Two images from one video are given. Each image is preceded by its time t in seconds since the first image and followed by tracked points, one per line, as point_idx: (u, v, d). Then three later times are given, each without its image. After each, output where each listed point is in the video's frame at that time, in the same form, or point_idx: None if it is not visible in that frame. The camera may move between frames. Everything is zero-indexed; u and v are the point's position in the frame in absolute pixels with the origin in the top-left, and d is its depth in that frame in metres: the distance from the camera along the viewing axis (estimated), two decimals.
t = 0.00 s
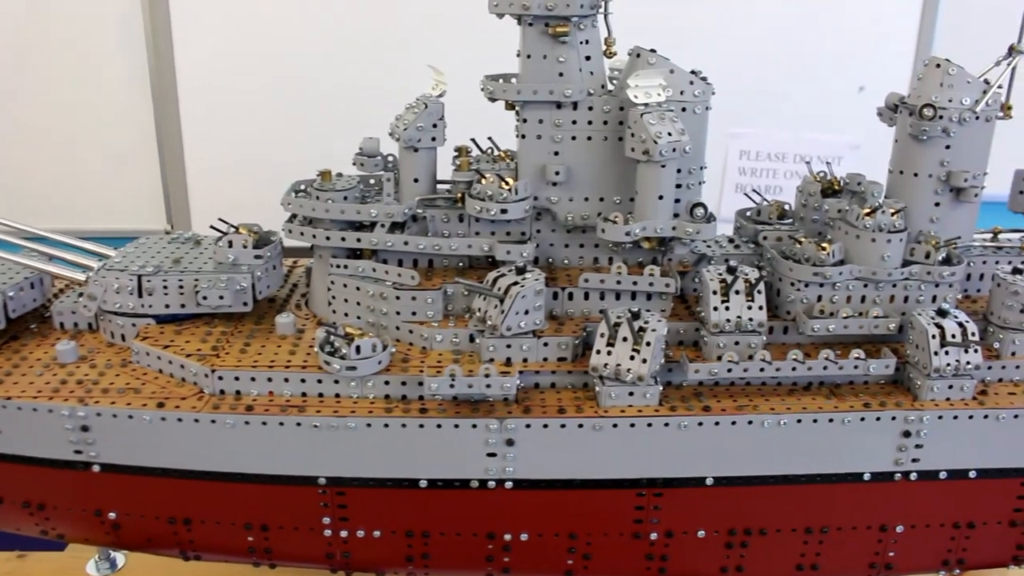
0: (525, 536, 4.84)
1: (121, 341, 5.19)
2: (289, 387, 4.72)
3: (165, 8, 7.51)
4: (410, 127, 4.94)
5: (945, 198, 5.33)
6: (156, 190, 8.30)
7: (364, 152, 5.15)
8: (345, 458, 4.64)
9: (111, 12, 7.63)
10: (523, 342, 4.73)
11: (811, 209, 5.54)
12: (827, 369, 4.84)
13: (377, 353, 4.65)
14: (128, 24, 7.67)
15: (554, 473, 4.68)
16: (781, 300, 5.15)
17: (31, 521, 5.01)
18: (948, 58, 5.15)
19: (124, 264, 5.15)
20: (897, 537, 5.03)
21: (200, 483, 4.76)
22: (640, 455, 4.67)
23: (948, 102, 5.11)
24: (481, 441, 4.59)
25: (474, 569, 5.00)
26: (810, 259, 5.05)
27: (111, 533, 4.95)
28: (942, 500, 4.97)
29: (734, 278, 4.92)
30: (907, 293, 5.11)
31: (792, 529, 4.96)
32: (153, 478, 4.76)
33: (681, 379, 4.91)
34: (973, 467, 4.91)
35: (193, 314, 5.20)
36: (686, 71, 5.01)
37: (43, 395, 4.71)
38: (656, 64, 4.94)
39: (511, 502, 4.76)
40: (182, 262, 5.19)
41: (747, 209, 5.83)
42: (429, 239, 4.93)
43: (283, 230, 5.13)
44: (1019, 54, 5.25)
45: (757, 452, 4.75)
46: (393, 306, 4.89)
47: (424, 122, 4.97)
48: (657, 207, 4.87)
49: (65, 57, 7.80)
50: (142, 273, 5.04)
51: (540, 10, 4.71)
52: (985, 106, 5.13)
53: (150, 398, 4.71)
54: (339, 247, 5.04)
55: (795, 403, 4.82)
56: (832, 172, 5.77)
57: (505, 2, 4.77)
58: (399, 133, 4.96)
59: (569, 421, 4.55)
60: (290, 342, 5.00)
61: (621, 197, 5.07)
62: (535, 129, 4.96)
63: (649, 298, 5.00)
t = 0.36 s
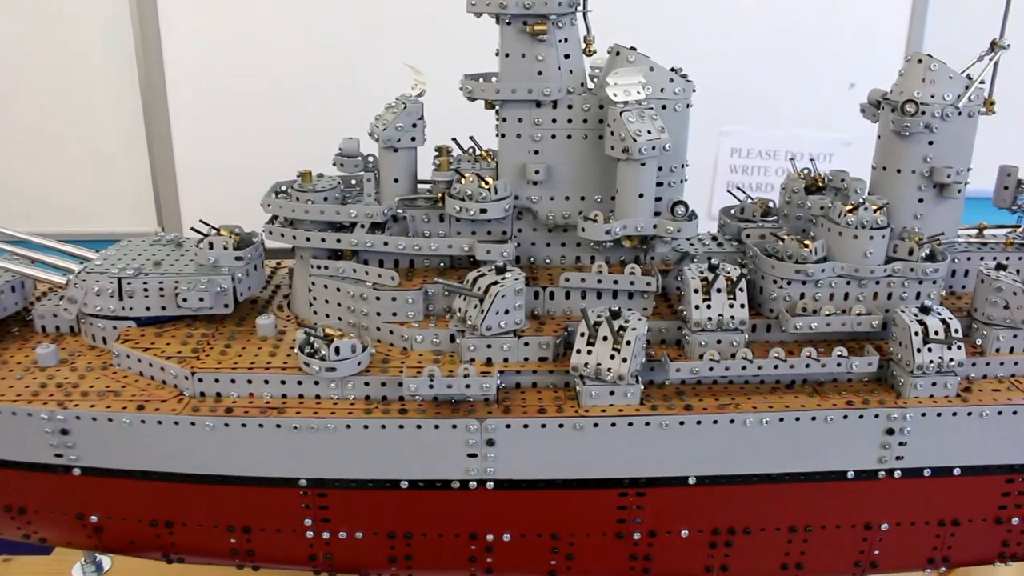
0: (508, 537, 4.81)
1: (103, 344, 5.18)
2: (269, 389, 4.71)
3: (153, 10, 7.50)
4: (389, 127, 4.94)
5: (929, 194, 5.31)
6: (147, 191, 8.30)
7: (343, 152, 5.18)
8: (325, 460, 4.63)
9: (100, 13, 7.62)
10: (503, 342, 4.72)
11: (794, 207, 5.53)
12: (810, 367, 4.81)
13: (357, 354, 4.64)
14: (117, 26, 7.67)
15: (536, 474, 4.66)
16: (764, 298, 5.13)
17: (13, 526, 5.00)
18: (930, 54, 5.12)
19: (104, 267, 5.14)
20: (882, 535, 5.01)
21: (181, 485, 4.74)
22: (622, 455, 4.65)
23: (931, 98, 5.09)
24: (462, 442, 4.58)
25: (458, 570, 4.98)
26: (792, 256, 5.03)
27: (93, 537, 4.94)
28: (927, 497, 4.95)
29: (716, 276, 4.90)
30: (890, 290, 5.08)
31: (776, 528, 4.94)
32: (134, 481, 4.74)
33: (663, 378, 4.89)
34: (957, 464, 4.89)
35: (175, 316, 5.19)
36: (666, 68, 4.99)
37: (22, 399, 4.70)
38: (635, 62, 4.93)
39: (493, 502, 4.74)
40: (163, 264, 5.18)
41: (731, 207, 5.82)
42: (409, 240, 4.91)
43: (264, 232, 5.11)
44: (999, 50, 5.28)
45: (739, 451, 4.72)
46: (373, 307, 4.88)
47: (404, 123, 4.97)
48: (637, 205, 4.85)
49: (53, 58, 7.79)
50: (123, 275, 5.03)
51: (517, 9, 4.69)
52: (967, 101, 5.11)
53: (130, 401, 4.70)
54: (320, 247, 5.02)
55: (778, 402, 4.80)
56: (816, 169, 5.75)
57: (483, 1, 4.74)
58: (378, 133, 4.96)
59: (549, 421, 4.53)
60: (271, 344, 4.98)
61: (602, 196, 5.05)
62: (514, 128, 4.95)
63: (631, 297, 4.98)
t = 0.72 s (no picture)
0: (496, 539, 4.81)
1: (93, 345, 5.19)
2: (257, 391, 4.71)
3: (150, 10, 7.49)
4: (378, 129, 4.93)
5: (920, 197, 5.30)
6: (144, 193, 8.32)
7: (333, 154, 5.14)
8: (312, 462, 4.63)
9: (97, 12, 7.62)
10: (492, 344, 4.71)
11: (786, 209, 5.51)
12: (799, 370, 4.80)
13: (345, 356, 4.64)
14: (115, 27, 7.68)
15: (524, 476, 4.66)
16: (754, 301, 5.12)
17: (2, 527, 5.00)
18: (921, 56, 5.12)
19: (94, 268, 5.15)
20: (872, 538, 5.00)
21: (169, 487, 4.75)
22: (610, 457, 4.64)
23: (922, 100, 5.08)
24: (449, 445, 4.58)
25: (446, 572, 4.97)
26: (782, 259, 5.02)
27: (82, 538, 4.95)
28: (917, 500, 4.94)
29: (705, 279, 4.89)
30: (881, 293, 5.07)
31: (765, 531, 4.93)
32: (122, 482, 4.75)
33: (652, 380, 4.89)
34: (947, 468, 4.88)
35: (164, 317, 5.20)
36: (656, 71, 4.99)
37: (10, 400, 4.70)
38: (625, 64, 4.93)
39: (481, 505, 4.74)
40: (153, 266, 5.19)
41: (722, 209, 5.82)
42: (398, 242, 4.92)
43: (254, 233, 5.12)
44: (990, 52, 5.29)
45: (727, 454, 4.71)
46: (362, 309, 4.88)
47: (393, 125, 4.97)
48: (626, 208, 4.84)
49: (51, 58, 7.81)
50: (112, 277, 5.03)
51: (506, 11, 4.69)
52: (958, 104, 5.10)
53: (118, 402, 4.70)
54: (309, 249, 5.03)
55: (767, 405, 4.79)
56: (808, 172, 5.75)
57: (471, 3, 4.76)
58: (368, 135, 4.95)
59: (536, 423, 4.53)
60: (260, 346, 4.99)
61: (591, 198, 5.04)
62: (503, 131, 4.94)
63: (620, 299, 4.97)
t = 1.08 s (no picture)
0: (478, 541, 4.79)
1: (75, 345, 5.17)
2: (239, 392, 4.70)
3: (142, 11, 7.47)
4: (361, 129, 4.92)
5: (905, 199, 5.28)
6: (136, 193, 8.30)
7: (316, 154, 5.13)
8: (293, 462, 4.61)
9: (89, 12, 7.60)
10: (474, 345, 4.70)
11: (771, 210, 5.49)
12: (782, 372, 4.78)
13: (326, 357, 4.62)
14: (105, 27, 7.66)
15: (505, 478, 4.64)
16: (738, 302, 5.10)
17: None
18: (907, 58, 5.10)
19: (77, 268, 5.13)
20: (856, 540, 4.98)
21: (150, 487, 4.72)
22: (592, 459, 4.62)
23: (907, 101, 5.07)
24: (430, 446, 4.56)
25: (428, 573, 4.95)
26: (767, 260, 5.00)
27: (62, 539, 4.92)
28: (901, 503, 4.92)
29: (689, 280, 4.88)
30: (865, 295, 5.06)
31: (748, 533, 4.91)
32: (102, 483, 4.73)
33: (634, 382, 4.87)
34: (931, 470, 4.86)
35: (146, 317, 5.18)
36: (640, 71, 4.97)
37: None
38: (609, 64, 4.91)
39: (462, 506, 4.72)
40: (135, 266, 5.18)
41: (708, 210, 5.81)
42: (381, 242, 4.90)
43: (237, 233, 5.10)
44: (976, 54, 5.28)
45: (710, 456, 4.69)
46: (344, 309, 4.87)
47: (376, 125, 4.95)
48: (609, 208, 4.83)
49: (43, 57, 7.79)
50: (94, 277, 5.01)
51: (489, 11, 4.67)
52: (944, 105, 5.09)
53: (99, 402, 4.69)
54: (292, 249, 5.01)
55: (750, 407, 4.77)
56: (794, 173, 5.73)
57: (454, 3, 4.73)
58: (351, 135, 4.94)
59: (517, 425, 4.51)
60: (242, 346, 4.97)
61: (575, 199, 5.03)
62: (487, 131, 4.92)
63: (603, 300, 4.96)
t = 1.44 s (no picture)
0: (459, 543, 4.79)
1: (56, 347, 5.16)
2: (219, 394, 4.69)
3: (131, 10, 7.49)
4: (342, 130, 4.91)
5: (888, 200, 5.28)
6: (125, 195, 8.28)
7: (297, 156, 5.12)
8: (273, 465, 4.61)
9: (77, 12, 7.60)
10: (454, 347, 4.70)
11: (754, 211, 5.47)
12: (763, 374, 4.77)
13: (305, 359, 4.62)
14: (94, 29, 7.65)
15: (486, 480, 4.64)
16: (719, 303, 5.09)
17: None
18: (889, 59, 5.10)
19: (58, 270, 5.13)
20: (838, 542, 4.97)
21: (130, 490, 4.72)
22: (572, 461, 4.62)
23: (889, 103, 5.06)
24: (410, 448, 4.55)
25: None
26: (748, 262, 4.99)
27: (44, 542, 4.92)
28: (883, 504, 4.92)
29: (670, 282, 4.87)
30: (847, 296, 5.05)
31: (730, 535, 4.90)
32: (82, 485, 4.72)
33: (615, 384, 4.87)
34: (912, 471, 4.86)
35: (128, 319, 5.18)
36: (621, 72, 4.96)
37: None
38: (590, 66, 4.91)
39: (442, 508, 4.71)
40: (117, 268, 5.17)
41: (691, 211, 5.81)
42: (362, 244, 4.90)
43: (219, 235, 5.10)
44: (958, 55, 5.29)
45: (690, 458, 4.69)
46: (325, 311, 4.87)
47: (357, 126, 4.95)
48: (590, 210, 4.82)
49: (31, 57, 7.78)
50: (75, 279, 5.01)
51: (469, 13, 4.67)
52: (926, 107, 5.09)
53: (78, 405, 4.68)
54: (273, 251, 5.00)
55: (730, 408, 4.76)
56: (778, 174, 5.73)
57: (433, 4, 4.71)
58: (331, 137, 4.94)
59: (497, 427, 4.51)
60: (223, 348, 4.97)
61: (556, 200, 5.03)
62: (468, 132, 4.91)
63: (584, 302, 4.96)
